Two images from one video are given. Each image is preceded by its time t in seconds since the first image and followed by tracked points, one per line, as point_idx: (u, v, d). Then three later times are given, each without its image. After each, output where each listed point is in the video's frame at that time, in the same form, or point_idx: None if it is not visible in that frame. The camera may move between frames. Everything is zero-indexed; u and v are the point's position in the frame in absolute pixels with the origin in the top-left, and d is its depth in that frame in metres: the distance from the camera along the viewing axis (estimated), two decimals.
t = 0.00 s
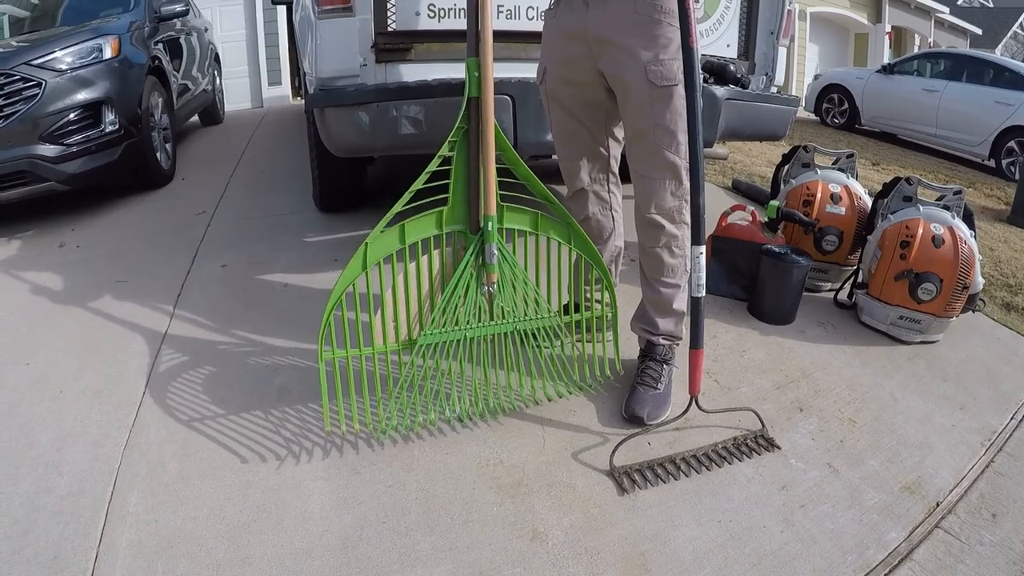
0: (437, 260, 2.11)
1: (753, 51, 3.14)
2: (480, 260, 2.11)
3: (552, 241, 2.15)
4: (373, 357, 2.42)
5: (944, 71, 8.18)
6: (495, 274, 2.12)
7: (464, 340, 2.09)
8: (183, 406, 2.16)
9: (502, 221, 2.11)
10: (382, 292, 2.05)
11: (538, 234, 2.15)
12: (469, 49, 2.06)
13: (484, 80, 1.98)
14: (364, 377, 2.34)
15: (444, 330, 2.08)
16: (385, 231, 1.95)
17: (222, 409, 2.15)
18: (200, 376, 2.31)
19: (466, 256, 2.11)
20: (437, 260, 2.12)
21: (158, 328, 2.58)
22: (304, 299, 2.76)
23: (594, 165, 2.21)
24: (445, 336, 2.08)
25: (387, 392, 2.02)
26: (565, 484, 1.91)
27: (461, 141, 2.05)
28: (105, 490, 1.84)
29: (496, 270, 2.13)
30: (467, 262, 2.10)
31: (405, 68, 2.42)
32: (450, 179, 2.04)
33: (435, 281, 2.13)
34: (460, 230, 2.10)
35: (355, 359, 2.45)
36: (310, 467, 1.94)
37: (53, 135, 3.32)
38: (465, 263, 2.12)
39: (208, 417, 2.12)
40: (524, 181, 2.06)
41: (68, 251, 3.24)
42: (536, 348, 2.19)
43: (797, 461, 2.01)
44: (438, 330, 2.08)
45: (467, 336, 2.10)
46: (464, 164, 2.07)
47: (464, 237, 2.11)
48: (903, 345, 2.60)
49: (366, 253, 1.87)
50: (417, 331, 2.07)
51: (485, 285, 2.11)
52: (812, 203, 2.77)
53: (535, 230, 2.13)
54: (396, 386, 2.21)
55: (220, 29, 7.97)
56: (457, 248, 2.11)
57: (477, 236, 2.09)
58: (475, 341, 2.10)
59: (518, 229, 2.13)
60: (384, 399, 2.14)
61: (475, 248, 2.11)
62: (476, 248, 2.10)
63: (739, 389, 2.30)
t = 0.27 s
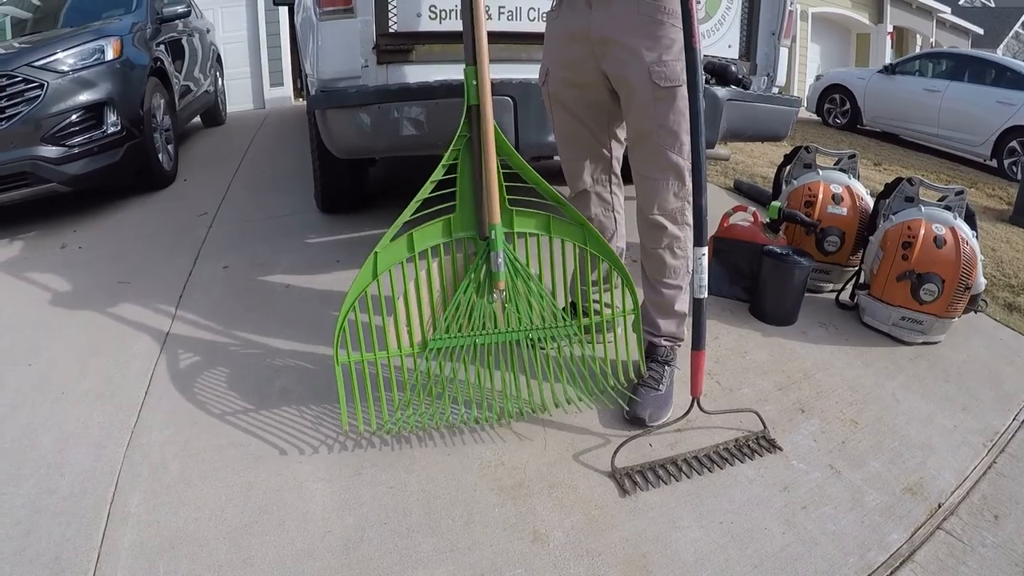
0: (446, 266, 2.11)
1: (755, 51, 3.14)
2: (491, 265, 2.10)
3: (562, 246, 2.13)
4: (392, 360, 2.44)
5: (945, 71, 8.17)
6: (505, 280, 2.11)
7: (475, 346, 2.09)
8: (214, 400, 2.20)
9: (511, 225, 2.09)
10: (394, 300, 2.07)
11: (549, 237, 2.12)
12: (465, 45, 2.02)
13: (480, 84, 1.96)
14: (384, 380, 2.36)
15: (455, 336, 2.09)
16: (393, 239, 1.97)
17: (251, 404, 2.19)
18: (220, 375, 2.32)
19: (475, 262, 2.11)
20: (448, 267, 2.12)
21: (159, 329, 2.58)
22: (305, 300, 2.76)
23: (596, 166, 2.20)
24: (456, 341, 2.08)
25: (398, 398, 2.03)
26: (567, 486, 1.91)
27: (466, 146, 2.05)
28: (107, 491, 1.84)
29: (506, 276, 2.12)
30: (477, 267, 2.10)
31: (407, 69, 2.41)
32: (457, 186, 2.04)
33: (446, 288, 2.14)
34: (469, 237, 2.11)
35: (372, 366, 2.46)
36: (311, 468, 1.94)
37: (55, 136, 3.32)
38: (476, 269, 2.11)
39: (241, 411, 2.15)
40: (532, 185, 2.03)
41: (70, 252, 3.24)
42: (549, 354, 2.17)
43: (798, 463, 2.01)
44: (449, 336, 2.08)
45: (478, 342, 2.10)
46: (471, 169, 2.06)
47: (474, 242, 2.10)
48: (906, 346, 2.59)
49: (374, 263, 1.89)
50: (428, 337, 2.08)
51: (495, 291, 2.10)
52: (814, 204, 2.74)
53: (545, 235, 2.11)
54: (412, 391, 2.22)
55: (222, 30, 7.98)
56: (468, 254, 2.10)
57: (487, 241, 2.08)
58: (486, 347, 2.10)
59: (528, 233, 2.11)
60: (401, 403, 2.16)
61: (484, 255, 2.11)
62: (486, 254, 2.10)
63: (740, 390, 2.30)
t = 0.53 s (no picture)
0: (452, 267, 2.12)
1: (756, 52, 3.14)
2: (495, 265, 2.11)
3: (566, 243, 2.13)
4: (400, 361, 2.45)
5: (947, 70, 8.19)
6: (509, 279, 2.11)
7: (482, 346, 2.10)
8: (229, 396, 2.23)
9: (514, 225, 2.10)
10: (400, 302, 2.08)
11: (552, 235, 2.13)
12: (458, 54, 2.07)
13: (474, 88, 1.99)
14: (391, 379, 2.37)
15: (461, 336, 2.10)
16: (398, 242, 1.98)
17: (265, 401, 2.22)
18: (232, 373, 2.35)
19: (480, 262, 2.11)
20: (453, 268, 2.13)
21: (162, 331, 2.58)
22: (309, 300, 2.76)
23: (601, 167, 2.20)
24: (462, 341, 2.09)
25: (406, 397, 2.05)
26: (570, 486, 1.91)
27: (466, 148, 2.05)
28: (110, 493, 1.85)
29: (511, 275, 2.13)
30: (481, 268, 2.10)
31: (409, 71, 2.41)
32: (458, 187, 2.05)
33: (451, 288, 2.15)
34: (474, 237, 2.10)
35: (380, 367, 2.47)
36: (315, 470, 1.95)
37: (58, 139, 3.33)
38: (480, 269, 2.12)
39: (258, 408, 2.18)
40: (534, 184, 2.04)
41: (73, 254, 3.25)
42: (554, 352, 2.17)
43: (801, 463, 2.01)
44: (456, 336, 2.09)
45: (484, 342, 2.11)
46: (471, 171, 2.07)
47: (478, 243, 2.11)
48: (908, 346, 2.59)
49: (379, 265, 1.90)
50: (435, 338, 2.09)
51: (501, 292, 2.11)
52: (817, 203, 2.74)
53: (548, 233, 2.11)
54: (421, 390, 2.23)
55: (224, 32, 8.00)
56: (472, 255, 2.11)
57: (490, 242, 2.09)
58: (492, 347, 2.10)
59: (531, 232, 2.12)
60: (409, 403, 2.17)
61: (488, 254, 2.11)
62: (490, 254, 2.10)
63: (743, 391, 2.30)
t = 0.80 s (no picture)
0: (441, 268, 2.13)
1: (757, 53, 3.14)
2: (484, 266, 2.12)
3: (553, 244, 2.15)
4: (391, 360, 2.46)
5: (950, 71, 8.16)
6: (498, 279, 2.13)
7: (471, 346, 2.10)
8: (227, 395, 2.24)
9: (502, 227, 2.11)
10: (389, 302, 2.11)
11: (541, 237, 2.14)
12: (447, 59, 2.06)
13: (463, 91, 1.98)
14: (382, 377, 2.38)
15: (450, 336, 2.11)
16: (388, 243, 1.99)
17: (263, 399, 2.23)
18: (231, 371, 2.36)
19: (468, 262, 2.13)
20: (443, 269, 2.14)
21: (162, 333, 2.58)
22: (310, 301, 2.76)
23: (603, 167, 2.18)
24: (451, 341, 2.10)
25: (395, 395, 2.08)
26: (570, 488, 1.91)
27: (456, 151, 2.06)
28: (111, 494, 1.85)
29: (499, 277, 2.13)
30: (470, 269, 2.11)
31: (410, 71, 2.39)
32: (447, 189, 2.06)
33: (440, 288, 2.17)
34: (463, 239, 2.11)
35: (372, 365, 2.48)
36: (315, 471, 1.95)
37: (60, 140, 3.33)
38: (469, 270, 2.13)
39: (256, 406, 2.20)
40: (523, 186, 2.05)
41: (75, 255, 3.26)
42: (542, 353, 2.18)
43: (803, 465, 2.00)
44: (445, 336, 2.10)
45: (472, 342, 2.13)
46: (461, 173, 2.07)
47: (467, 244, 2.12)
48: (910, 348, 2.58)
49: (369, 265, 1.92)
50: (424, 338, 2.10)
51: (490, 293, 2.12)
52: (818, 204, 2.73)
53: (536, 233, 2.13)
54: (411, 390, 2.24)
55: (226, 34, 8.01)
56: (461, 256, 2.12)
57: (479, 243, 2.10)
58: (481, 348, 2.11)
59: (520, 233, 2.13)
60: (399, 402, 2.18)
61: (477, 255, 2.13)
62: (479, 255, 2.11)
63: (745, 392, 2.30)
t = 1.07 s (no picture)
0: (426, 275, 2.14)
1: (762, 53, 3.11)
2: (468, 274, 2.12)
3: (536, 254, 2.16)
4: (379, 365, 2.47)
5: (958, 71, 8.11)
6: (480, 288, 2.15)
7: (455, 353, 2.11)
8: (218, 398, 2.24)
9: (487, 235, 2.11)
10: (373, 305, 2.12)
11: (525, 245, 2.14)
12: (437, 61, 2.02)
13: (451, 100, 1.95)
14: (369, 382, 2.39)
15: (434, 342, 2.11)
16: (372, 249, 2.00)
17: (252, 400, 2.23)
18: (224, 373, 2.35)
19: (452, 269, 2.15)
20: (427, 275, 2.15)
21: (164, 335, 2.57)
22: (310, 303, 2.75)
23: (606, 171, 2.16)
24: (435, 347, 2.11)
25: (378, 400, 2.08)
26: (570, 495, 1.90)
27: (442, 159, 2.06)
28: (116, 500, 1.85)
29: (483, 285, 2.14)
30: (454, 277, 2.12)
31: (410, 74, 2.37)
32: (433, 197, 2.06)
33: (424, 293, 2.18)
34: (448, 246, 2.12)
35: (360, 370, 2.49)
36: (316, 477, 1.94)
37: (61, 146, 3.28)
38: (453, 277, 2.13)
39: (242, 408, 2.20)
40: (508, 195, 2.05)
41: (78, 260, 3.22)
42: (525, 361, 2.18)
43: (802, 474, 1.99)
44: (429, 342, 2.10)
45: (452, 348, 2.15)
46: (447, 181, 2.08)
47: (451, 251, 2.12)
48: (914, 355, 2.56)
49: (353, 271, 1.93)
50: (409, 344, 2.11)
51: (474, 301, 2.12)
52: (823, 208, 2.72)
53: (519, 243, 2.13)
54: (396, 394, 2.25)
55: (228, 34, 7.98)
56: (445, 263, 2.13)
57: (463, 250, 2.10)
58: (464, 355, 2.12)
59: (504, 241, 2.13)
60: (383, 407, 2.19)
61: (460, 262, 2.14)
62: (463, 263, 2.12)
63: (746, 399, 2.28)
